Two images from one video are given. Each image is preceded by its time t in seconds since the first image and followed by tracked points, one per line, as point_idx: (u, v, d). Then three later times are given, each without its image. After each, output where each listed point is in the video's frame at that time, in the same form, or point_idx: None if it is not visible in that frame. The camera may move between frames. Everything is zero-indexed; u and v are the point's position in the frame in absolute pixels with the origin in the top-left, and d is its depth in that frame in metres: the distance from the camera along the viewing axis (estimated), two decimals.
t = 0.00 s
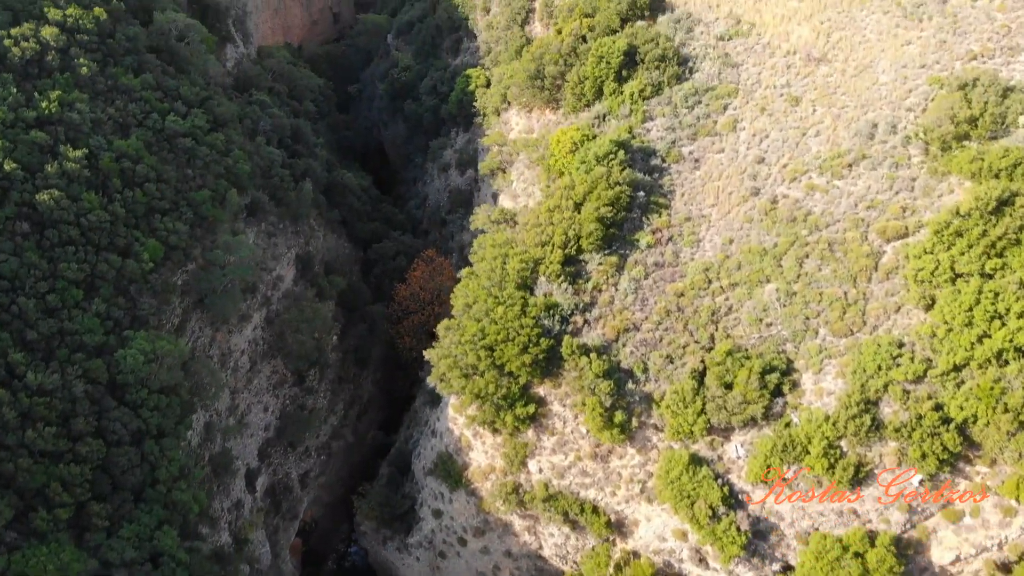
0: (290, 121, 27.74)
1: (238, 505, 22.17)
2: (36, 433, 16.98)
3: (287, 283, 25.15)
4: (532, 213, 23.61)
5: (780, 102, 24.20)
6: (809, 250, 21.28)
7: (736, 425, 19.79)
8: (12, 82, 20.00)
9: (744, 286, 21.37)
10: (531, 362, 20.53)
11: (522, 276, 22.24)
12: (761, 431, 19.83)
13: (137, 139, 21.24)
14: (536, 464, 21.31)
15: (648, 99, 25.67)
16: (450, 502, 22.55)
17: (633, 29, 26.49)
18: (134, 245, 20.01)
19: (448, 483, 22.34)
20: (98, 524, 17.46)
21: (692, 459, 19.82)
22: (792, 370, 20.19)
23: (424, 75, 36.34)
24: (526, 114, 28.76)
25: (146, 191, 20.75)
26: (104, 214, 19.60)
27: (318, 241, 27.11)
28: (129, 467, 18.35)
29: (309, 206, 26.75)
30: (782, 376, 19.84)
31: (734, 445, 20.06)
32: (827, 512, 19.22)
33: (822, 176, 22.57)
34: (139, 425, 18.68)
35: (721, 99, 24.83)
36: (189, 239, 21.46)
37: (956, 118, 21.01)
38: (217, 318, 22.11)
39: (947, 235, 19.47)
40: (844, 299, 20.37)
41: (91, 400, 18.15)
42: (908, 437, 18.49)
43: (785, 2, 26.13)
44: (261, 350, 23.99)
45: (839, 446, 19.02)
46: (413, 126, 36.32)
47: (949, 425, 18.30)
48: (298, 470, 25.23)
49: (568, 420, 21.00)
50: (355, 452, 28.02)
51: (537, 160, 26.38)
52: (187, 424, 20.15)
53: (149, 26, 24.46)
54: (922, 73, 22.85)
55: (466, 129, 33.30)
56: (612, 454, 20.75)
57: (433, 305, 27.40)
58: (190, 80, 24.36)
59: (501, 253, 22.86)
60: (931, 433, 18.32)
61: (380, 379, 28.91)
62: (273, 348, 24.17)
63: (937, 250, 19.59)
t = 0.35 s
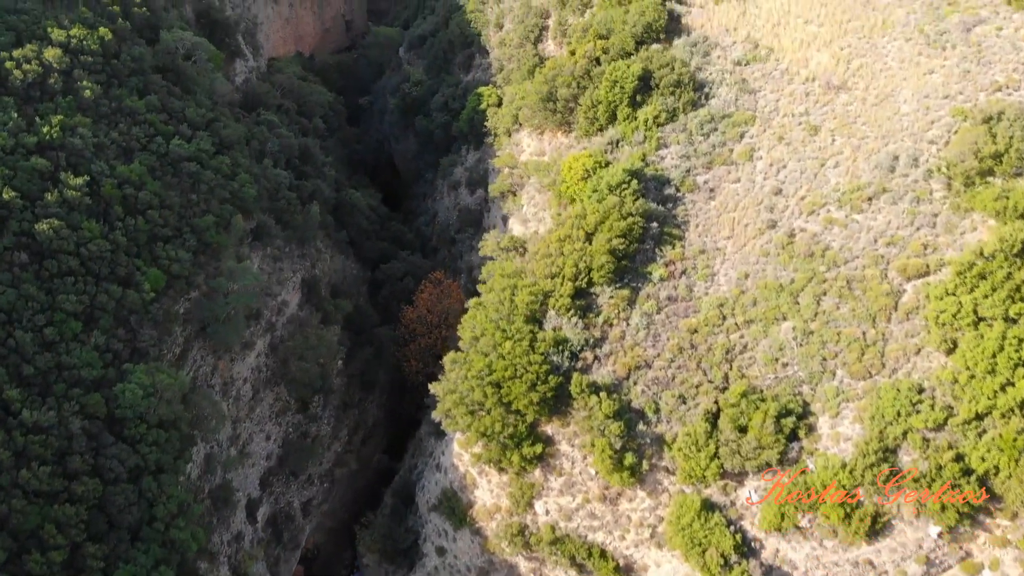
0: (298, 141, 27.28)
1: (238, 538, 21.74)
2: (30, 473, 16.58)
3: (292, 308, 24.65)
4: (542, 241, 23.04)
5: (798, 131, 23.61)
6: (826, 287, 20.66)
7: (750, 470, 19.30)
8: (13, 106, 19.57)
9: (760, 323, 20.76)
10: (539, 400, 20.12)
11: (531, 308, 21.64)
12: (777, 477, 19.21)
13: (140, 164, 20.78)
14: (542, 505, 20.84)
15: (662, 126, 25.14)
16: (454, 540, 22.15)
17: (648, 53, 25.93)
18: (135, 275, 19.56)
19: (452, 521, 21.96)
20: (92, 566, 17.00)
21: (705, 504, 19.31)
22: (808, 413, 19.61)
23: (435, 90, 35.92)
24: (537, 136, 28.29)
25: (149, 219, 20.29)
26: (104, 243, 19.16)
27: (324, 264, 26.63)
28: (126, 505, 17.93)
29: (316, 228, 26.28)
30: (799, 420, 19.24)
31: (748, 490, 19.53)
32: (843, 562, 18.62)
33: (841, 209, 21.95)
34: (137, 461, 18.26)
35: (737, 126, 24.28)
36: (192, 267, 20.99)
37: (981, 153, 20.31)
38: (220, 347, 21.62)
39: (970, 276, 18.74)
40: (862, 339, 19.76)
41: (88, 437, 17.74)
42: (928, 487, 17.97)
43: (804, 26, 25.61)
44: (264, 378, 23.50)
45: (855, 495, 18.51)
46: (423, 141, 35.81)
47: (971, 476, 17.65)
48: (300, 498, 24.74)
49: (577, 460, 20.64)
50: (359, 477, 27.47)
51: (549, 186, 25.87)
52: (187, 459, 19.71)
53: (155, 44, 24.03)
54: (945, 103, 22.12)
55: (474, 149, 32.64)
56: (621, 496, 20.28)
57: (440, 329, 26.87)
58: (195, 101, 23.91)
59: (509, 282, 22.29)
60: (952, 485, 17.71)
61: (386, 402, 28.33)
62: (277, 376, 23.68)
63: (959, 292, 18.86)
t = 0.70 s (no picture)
0: (312, 161, 26.89)
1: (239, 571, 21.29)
2: (28, 510, 16.17)
3: (302, 333, 24.16)
4: (558, 273, 22.59)
5: (824, 164, 22.97)
6: (850, 330, 19.99)
7: (767, 520, 18.55)
8: (22, 128, 19.19)
9: (781, 366, 20.11)
10: (551, 443, 19.77)
11: (545, 346, 21.16)
12: (794, 528, 18.54)
13: (149, 189, 20.38)
14: (552, 549, 20.40)
15: (684, 155, 24.55)
16: None
17: (671, 80, 25.46)
18: (141, 303, 19.14)
19: (458, 562, 21.61)
20: None
21: (721, 556, 18.67)
22: (830, 463, 18.92)
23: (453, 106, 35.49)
24: (556, 160, 27.86)
25: (157, 245, 19.88)
26: (110, 271, 18.76)
27: (335, 287, 26.16)
28: (126, 542, 17.50)
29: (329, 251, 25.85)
30: (820, 470, 18.67)
31: (765, 542, 18.68)
32: None
33: (866, 248, 21.26)
34: (138, 497, 17.84)
35: (761, 158, 23.63)
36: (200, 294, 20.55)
37: (1013, 195, 19.59)
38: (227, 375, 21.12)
39: (1002, 325, 18.02)
40: (887, 387, 19.01)
41: (88, 472, 17.34)
42: (952, 547, 17.09)
43: (832, 55, 25.05)
44: (272, 405, 23.00)
45: (876, 551, 17.67)
46: (440, 158, 35.31)
47: (996, 537, 16.75)
48: (305, 527, 24.21)
49: (588, 505, 20.15)
50: (366, 504, 26.85)
51: (565, 214, 25.32)
52: (189, 492, 19.25)
53: (170, 63, 23.67)
54: (977, 140, 21.37)
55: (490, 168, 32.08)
56: (633, 544, 19.68)
57: (452, 353, 26.28)
58: (209, 121, 23.52)
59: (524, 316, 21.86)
60: (976, 545, 16.85)
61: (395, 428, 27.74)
62: (284, 403, 23.17)
63: (988, 341, 18.15)
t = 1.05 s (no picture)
0: (328, 181, 26.47)
1: None
2: (25, 549, 15.79)
3: (312, 358, 23.65)
4: (574, 306, 22.13)
5: (851, 201, 22.23)
6: (875, 377, 19.07)
7: None
8: (31, 150, 18.81)
9: (802, 413, 19.39)
10: (563, 487, 19.41)
11: (558, 385, 20.89)
12: None
13: (159, 213, 19.97)
14: None
15: (707, 187, 23.94)
16: None
17: (695, 108, 24.86)
18: (147, 332, 18.72)
19: None
20: None
21: None
22: (851, 516, 18.12)
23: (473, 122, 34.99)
24: (574, 185, 27.41)
25: (165, 271, 19.45)
26: (117, 299, 18.36)
27: (348, 310, 25.71)
28: None
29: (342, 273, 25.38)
30: (840, 525, 17.85)
31: None
32: None
33: (893, 290, 20.37)
34: (138, 533, 17.43)
35: (787, 192, 22.96)
36: (209, 321, 20.12)
37: None
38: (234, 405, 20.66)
39: None
40: (912, 438, 18.04)
41: (88, 507, 16.98)
42: None
43: (861, 85, 24.25)
44: (279, 432, 22.48)
45: None
46: (458, 175, 34.77)
47: None
48: (310, 555, 23.70)
49: (599, 553, 19.62)
50: (373, 532, 26.24)
51: (583, 242, 24.81)
52: (191, 525, 18.85)
53: (185, 80, 23.28)
54: (1010, 180, 20.39)
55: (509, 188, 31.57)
56: None
57: (465, 378, 25.94)
58: (223, 141, 23.11)
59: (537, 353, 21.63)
60: None
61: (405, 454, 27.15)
62: (291, 430, 22.64)
63: (1018, 394, 16.89)
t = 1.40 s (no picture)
0: (341, 202, 26.05)
1: None
2: None
3: (320, 384, 23.15)
4: (589, 342, 21.82)
5: (878, 239, 21.38)
6: (897, 425, 18.21)
7: None
8: (38, 172, 18.46)
9: (822, 461, 18.62)
10: (571, 536, 18.76)
11: (570, 425, 20.47)
12: None
13: (167, 238, 19.58)
14: None
15: (728, 219, 23.37)
16: None
17: (718, 137, 24.37)
18: (152, 361, 18.31)
19: None
20: None
21: None
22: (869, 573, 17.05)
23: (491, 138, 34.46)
24: (592, 210, 26.93)
25: (172, 299, 19.05)
26: (122, 328, 17.98)
27: (359, 334, 25.24)
28: None
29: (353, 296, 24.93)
30: None
31: None
32: None
33: (919, 334, 19.52)
34: (137, 570, 16.98)
35: (811, 227, 22.29)
36: (215, 350, 19.69)
37: None
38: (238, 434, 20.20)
39: None
40: (935, 492, 17.04)
41: (86, 543, 16.53)
42: None
43: (890, 116, 23.42)
44: (284, 460, 21.98)
45: None
46: (475, 192, 34.26)
47: None
48: None
49: None
50: (379, 562, 25.57)
51: (599, 271, 24.37)
52: (191, 560, 18.39)
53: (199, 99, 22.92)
54: None
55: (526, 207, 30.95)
56: None
57: (475, 404, 25.48)
58: (235, 162, 22.73)
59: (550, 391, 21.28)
60: None
61: (412, 480, 26.55)
62: (297, 458, 22.15)
63: None
